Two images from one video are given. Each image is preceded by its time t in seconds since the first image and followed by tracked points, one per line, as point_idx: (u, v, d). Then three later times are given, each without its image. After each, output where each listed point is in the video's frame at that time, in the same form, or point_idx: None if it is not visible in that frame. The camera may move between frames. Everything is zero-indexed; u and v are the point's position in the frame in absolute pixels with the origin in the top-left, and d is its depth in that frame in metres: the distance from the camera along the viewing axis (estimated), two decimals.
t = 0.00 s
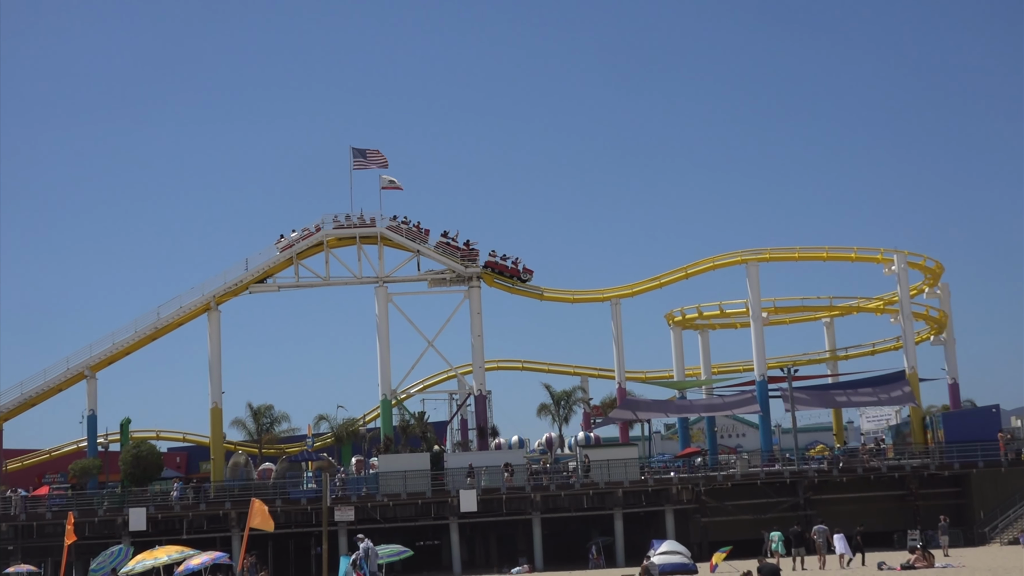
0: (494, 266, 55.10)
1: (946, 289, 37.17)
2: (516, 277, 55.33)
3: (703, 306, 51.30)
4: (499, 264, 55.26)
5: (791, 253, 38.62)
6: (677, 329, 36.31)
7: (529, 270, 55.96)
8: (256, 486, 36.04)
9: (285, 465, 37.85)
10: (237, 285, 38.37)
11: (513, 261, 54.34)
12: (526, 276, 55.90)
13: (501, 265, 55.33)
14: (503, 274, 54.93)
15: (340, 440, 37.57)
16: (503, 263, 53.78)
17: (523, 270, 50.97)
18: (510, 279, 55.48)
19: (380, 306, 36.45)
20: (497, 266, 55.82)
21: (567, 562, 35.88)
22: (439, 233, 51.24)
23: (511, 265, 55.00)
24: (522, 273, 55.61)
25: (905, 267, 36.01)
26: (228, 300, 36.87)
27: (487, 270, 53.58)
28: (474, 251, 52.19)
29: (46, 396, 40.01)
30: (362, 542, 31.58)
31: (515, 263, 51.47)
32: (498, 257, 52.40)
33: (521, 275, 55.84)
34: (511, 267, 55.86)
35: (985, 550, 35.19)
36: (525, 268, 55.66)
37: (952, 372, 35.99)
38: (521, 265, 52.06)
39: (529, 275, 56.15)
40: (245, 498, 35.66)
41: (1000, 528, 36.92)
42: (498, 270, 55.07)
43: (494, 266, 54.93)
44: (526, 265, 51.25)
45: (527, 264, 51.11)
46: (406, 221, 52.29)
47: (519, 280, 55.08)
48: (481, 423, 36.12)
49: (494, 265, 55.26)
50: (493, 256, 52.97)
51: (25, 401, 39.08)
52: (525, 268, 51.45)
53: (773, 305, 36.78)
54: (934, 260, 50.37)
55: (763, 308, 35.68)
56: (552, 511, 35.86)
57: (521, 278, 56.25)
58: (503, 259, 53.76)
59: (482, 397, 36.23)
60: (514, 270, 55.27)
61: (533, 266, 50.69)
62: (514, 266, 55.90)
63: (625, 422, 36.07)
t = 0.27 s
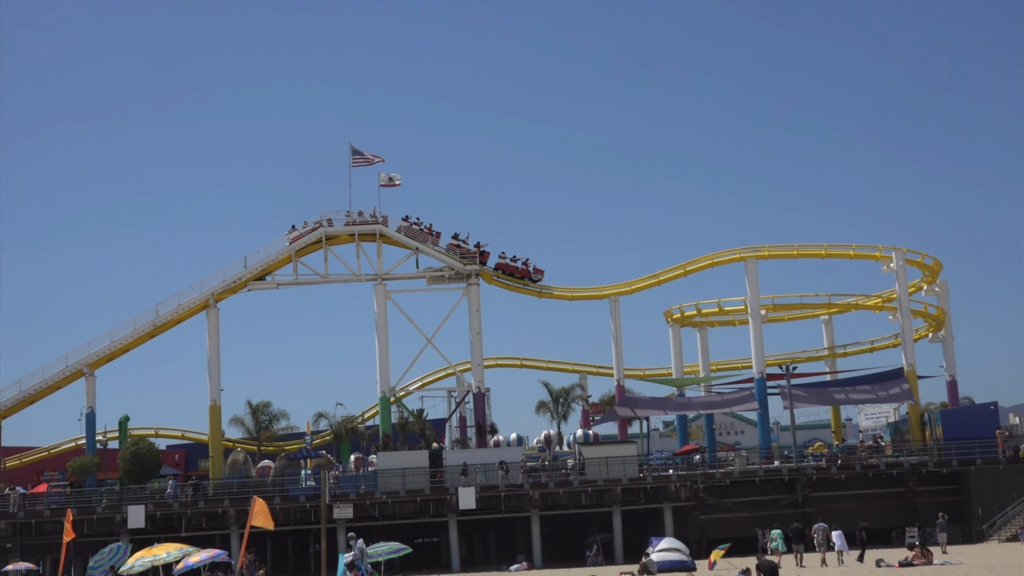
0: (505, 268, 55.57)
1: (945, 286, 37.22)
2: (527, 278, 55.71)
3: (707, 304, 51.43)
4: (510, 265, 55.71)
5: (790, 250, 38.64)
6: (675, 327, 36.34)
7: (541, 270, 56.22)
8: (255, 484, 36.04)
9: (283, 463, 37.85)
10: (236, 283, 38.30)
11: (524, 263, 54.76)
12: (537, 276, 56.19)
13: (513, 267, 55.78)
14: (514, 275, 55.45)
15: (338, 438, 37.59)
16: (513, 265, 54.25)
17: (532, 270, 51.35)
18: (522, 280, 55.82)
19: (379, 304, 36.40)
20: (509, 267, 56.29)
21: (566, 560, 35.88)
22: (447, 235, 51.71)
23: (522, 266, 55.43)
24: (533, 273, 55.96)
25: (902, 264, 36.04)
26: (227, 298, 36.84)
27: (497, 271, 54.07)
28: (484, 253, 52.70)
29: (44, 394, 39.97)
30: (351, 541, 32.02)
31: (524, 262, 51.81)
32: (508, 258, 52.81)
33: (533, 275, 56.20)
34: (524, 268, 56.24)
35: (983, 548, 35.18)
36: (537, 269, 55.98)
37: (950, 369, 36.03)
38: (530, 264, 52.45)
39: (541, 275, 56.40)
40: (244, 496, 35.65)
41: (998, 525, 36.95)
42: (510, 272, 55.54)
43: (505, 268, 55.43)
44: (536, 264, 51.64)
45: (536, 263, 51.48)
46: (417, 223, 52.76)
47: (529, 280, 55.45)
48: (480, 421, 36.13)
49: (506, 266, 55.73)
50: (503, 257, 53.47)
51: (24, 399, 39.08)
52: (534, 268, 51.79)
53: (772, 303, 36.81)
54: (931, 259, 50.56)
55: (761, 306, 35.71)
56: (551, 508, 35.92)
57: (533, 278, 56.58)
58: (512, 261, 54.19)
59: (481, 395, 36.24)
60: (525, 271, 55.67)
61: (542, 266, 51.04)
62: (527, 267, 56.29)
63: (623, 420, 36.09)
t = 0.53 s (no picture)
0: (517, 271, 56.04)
1: (941, 284, 37.24)
2: (540, 280, 56.00)
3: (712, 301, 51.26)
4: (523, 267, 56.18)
5: (787, 248, 38.66)
6: (672, 325, 36.35)
7: (554, 270, 56.45)
8: (251, 482, 36.05)
9: (280, 461, 37.86)
10: (232, 281, 38.25)
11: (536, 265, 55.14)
12: (550, 276, 56.43)
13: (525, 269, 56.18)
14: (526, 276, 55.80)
15: (335, 437, 37.60)
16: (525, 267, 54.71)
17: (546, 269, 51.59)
18: (534, 281, 56.15)
19: (376, 302, 36.39)
20: (521, 269, 56.53)
21: (562, 557, 35.90)
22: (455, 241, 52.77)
23: (534, 268, 55.75)
24: (546, 275, 56.34)
25: (899, 262, 36.05)
26: (223, 297, 36.79)
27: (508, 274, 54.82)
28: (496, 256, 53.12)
29: (40, 393, 39.92)
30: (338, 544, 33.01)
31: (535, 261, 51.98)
32: (518, 260, 53.26)
33: (545, 276, 56.49)
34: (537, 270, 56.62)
35: (977, 546, 35.22)
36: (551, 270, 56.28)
37: (946, 367, 36.06)
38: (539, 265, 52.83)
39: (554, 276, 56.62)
40: (240, 494, 35.64)
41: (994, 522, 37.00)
42: (521, 274, 55.92)
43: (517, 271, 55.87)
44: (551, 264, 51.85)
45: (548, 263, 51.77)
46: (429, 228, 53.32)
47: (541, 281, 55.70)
48: (476, 419, 36.14)
49: (518, 268, 56.15)
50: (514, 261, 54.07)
51: (22, 397, 39.11)
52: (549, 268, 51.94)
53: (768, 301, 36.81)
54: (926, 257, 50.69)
55: (758, 304, 35.73)
56: (547, 506, 35.98)
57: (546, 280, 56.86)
58: (523, 264, 54.67)
59: (478, 393, 36.24)
60: (537, 273, 56.04)
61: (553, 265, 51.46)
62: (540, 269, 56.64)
63: (620, 418, 36.11)
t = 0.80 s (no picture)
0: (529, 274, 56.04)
1: (935, 283, 37.27)
2: (551, 280, 56.09)
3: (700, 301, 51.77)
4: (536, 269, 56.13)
5: (782, 247, 38.66)
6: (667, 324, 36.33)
7: (565, 270, 56.35)
8: (245, 480, 36.02)
9: (274, 460, 37.82)
10: (227, 279, 38.15)
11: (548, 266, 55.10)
12: (561, 277, 56.38)
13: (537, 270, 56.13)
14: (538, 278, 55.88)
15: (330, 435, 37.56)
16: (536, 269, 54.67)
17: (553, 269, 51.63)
18: (546, 283, 56.08)
19: (370, 301, 36.35)
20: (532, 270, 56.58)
21: (556, 556, 35.89)
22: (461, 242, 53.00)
23: (545, 269, 55.67)
24: (557, 274, 56.27)
25: (893, 262, 36.05)
26: (217, 295, 36.72)
27: (518, 276, 55.16)
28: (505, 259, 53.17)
29: (34, 391, 39.85)
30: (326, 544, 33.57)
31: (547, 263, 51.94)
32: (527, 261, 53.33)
33: (557, 276, 56.48)
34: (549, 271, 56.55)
35: (970, 546, 35.26)
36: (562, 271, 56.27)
37: (940, 366, 36.07)
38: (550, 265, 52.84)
39: (565, 276, 56.58)
40: (234, 492, 35.60)
41: (988, 522, 37.04)
42: (533, 277, 55.87)
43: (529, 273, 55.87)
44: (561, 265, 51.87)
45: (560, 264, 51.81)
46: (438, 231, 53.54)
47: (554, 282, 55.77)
48: (470, 418, 36.11)
49: (530, 271, 56.13)
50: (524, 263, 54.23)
51: (15, 395, 39.06)
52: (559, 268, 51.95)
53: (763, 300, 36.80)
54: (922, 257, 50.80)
55: (752, 303, 35.73)
56: (541, 505, 35.99)
57: (558, 281, 56.80)
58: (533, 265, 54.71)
59: (472, 392, 36.22)
60: (549, 274, 55.98)
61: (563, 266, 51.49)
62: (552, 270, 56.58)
63: (614, 417, 36.09)
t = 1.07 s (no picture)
0: (545, 279, 56.18)
1: (928, 286, 37.30)
2: (568, 282, 56.12)
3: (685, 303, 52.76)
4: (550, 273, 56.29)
5: (775, 250, 38.65)
6: (661, 327, 36.30)
7: (578, 273, 56.49)
8: (238, 482, 36.00)
9: (267, 462, 37.80)
10: (221, 280, 38.02)
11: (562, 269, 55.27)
12: (577, 279, 56.40)
13: (551, 274, 56.28)
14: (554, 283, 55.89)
15: (323, 437, 37.52)
16: (550, 273, 54.83)
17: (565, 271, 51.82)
18: (562, 287, 56.18)
19: (363, 303, 36.33)
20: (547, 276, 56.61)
21: (550, 560, 35.87)
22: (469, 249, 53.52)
23: (560, 273, 55.77)
24: (573, 276, 56.30)
25: (887, 264, 36.05)
26: (210, 298, 36.67)
27: (534, 283, 55.20)
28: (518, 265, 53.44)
29: (27, 393, 39.77)
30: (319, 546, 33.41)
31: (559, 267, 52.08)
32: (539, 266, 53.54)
33: (573, 279, 56.47)
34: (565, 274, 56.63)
35: (964, 549, 35.31)
36: (577, 273, 56.35)
37: (933, 369, 36.08)
38: (564, 269, 53.02)
39: (580, 277, 56.63)
40: (228, 495, 35.57)
41: (981, 524, 37.11)
42: (549, 281, 56.05)
43: (544, 278, 56.04)
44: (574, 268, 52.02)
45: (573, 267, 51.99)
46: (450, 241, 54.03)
47: (570, 285, 55.83)
48: (464, 420, 36.07)
49: (545, 276, 56.31)
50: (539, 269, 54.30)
51: (8, 397, 38.96)
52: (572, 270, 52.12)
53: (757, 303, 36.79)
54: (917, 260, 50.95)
55: (746, 306, 35.75)
56: (535, 507, 35.97)
57: (574, 283, 56.88)
58: (547, 269, 54.79)
59: (466, 395, 36.19)
60: (563, 277, 56.05)
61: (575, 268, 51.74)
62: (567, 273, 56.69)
63: (608, 419, 36.07)
